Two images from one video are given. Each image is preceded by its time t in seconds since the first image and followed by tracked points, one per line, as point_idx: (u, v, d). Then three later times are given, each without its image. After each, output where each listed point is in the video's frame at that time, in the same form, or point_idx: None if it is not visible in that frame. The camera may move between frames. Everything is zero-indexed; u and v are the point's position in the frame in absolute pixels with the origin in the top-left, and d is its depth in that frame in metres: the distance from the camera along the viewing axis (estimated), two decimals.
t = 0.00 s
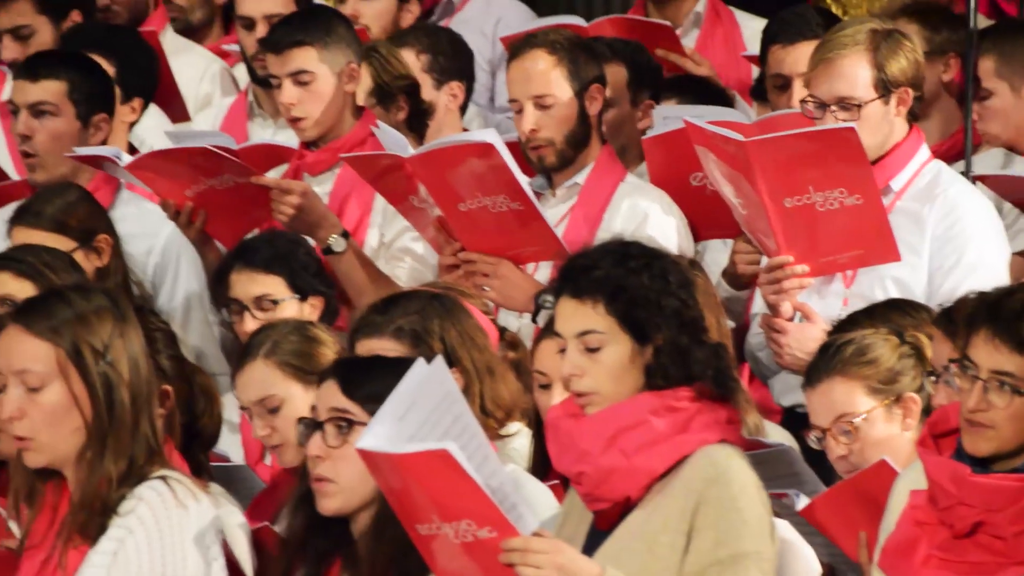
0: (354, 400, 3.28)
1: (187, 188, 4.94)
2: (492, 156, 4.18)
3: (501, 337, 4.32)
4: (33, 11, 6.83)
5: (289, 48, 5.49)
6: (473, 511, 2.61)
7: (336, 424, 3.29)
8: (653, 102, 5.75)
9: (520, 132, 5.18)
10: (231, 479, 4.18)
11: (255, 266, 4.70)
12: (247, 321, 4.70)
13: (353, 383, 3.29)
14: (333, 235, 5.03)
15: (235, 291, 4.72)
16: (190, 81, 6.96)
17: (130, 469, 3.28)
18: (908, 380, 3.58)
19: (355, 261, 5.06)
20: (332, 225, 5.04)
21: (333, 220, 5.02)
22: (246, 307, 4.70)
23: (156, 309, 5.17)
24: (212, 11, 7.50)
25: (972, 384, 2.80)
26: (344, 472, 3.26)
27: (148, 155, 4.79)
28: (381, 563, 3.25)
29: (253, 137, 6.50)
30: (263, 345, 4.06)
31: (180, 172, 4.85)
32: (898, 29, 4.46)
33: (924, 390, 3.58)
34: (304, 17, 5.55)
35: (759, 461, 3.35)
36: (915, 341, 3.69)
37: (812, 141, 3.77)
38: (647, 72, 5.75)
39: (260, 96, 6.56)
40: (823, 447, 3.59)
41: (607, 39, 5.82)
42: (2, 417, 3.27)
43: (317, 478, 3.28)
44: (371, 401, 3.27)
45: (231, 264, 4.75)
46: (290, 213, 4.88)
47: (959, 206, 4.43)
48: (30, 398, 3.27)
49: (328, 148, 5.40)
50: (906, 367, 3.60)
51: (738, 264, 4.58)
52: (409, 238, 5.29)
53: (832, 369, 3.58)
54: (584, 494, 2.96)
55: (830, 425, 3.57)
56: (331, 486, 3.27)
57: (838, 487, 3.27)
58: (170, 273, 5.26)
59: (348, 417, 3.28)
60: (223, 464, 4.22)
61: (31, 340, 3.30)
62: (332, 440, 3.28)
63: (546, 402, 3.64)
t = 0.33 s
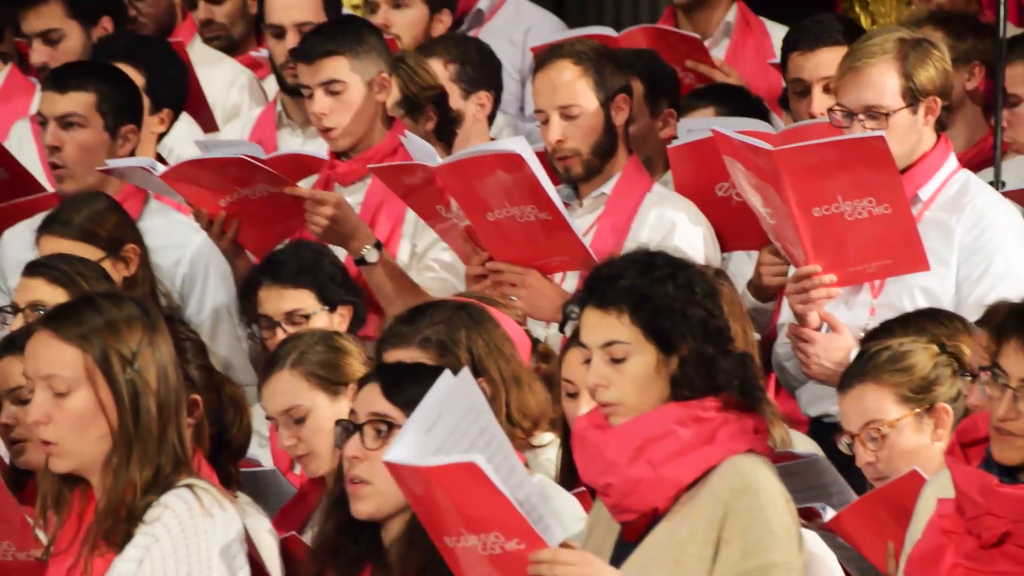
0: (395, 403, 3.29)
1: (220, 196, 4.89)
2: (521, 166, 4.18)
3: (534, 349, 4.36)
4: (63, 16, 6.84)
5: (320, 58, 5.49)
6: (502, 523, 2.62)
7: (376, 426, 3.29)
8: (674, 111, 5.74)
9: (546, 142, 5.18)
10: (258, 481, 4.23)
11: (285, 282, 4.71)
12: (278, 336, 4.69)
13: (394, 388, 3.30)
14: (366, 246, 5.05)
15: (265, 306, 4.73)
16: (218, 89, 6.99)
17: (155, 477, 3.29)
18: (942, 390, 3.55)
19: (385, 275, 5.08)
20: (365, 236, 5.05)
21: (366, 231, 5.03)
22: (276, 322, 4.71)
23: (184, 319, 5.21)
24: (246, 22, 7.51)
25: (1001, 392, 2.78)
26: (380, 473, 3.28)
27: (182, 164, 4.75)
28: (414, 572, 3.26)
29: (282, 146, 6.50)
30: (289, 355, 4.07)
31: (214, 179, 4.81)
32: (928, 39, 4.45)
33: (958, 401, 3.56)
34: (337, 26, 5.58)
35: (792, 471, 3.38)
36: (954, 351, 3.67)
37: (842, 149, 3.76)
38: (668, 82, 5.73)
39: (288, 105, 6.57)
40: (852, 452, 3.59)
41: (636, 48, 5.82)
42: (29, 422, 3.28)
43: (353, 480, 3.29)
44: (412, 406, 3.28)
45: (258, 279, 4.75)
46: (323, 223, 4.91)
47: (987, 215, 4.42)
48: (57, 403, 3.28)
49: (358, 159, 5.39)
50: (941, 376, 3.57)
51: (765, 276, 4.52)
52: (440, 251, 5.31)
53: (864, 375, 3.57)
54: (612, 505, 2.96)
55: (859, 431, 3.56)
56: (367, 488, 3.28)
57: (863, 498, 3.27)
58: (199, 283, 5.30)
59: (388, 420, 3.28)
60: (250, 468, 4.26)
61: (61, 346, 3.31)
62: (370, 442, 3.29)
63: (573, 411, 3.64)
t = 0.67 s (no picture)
0: (407, 430, 3.30)
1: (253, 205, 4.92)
2: (549, 176, 4.20)
3: (567, 358, 4.40)
4: (102, 15, 6.85)
5: (351, 69, 5.49)
6: (532, 543, 2.67)
7: (392, 456, 3.30)
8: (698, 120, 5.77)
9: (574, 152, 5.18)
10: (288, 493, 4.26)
11: (316, 296, 4.72)
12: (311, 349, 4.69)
13: (402, 409, 3.31)
14: (398, 255, 5.06)
15: (297, 320, 4.75)
16: (248, 99, 7.01)
17: (181, 486, 3.30)
18: (975, 399, 3.55)
19: (414, 284, 5.10)
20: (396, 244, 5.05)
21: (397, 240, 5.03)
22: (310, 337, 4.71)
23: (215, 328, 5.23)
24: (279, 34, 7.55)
25: None
26: (406, 498, 3.28)
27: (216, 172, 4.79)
28: None
29: (311, 156, 6.52)
30: (318, 363, 4.08)
31: (246, 186, 4.82)
32: (956, 48, 4.44)
33: (990, 411, 3.55)
34: (367, 37, 5.57)
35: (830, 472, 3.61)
36: (988, 360, 3.65)
37: (870, 157, 3.78)
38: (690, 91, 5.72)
39: (316, 116, 6.59)
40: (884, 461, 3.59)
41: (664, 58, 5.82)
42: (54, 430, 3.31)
43: (382, 510, 3.30)
44: (422, 424, 3.30)
45: (290, 292, 4.76)
46: (355, 232, 4.93)
47: (1015, 224, 4.44)
48: (82, 411, 3.31)
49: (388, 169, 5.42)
50: (974, 385, 3.57)
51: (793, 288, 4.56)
52: (470, 260, 5.33)
53: (896, 386, 3.57)
54: (638, 514, 2.96)
55: (891, 440, 3.56)
56: (397, 516, 3.29)
57: (896, 505, 3.29)
58: (229, 291, 5.33)
59: (403, 447, 3.29)
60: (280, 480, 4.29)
61: (86, 353, 3.33)
62: (390, 472, 3.30)
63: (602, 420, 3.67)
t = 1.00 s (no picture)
0: (430, 437, 3.31)
1: (280, 213, 4.94)
2: (580, 184, 4.21)
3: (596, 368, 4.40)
4: (140, 29, 6.83)
5: (373, 78, 5.51)
6: (563, 546, 2.82)
7: (412, 461, 3.31)
8: (725, 128, 5.75)
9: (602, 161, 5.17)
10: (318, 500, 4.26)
11: (348, 304, 4.69)
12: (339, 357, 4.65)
13: (426, 418, 3.33)
14: (425, 262, 5.09)
15: (326, 327, 4.71)
16: (275, 107, 7.06)
17: (203, 496, 3.30)
18: (1009, 408, 3.54)
19: (444, 291, 5.10)
20: (423, 252, 5.09)
21: (425, 247, 5.07)
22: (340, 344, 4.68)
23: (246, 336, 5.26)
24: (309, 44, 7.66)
25: None
26: (425, 506, 3.28)
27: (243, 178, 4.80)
28: None
29: (338, 165, 6.53)
30: (356, 362, 4.10)
31: (274, 193, 4.84)
32: (986, 57, 4.43)
33: None
34: (391, 46, 5.58)
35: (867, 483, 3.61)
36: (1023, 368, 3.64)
37: (898, 166, 3.77)
38: (717, 101, 5.71)
39: (343, 126, 6.60)
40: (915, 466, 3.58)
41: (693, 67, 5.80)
42: (76, 432, 3.33)
43: (400, 515, 3.30)
44: (446, 433, 3.31)
45: (320, 301, 4.73)
46: (382, 238, 4.94)
47: None
48: (104, 414, 3.33)
49: (414, 177, 5.41)
50: (1008, 393, 3.55)
51: (821, 298, 4.63)
52: (498, 266, 5.33)
53: (929, 392, 3.56)
54: (667, 521, 2.97)
55: (922, 446, 3.56)
56: (414, 522, 3.28)
57: (923, 513, 3.30)
58: (259, 300, 5.36)
59: (424, 453, 3.31)
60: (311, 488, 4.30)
61: (114, 359, 3.36)
62: (409, 477, 3.30)
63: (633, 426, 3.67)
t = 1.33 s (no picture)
0: (466, 441, 3.34)
1: (307, 219, 4.96)
2: (614, 188, 4.23)
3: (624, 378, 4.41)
4: (168, 40, 6.79)
5: (399, 85, 5.49)
6: (591, 552, 2.92)
7: (448, 466, 3.34)
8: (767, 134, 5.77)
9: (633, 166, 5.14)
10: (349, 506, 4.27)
11: (378, 308, 4.68)
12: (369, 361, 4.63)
13: (462, 422, 3.36)
14: (450, 269, 5.03)
15: (357, 331, 4.70)
16: (302, 115, 7.09)
17: (231, 502, 3.32)
18: None
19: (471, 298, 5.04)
20: (449, 260, 5.04)
21: (450, 255, 5.02)
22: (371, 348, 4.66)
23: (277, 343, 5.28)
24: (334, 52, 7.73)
25: None
26: (458, 511, 3.31)
27: (269, 188, 4.82)
28: None
29: (365, 172, 6.55)
30: (404, 355, 4.08)
31: (300, 205, 4.88)
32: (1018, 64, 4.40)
33: None
34: (415, 55, 5.60)
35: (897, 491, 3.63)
36: None
37: (926, 173, 3.76)
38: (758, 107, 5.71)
39: (369, 133, 6.63)
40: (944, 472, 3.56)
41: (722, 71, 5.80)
42: (101, 439, 3.34)
43: (435, 520, 3.33)
44: (482, 438, 3.34)
45: (352, 305, 4.73)
46: (407, 247, 4.94)
47: None
48: (130, 421, 3.34)
49: (443, 183, 5.42)
50: None
51: (851, 309, 4.64)
52: (524, 274, 5.33)
53: (960, 397, 3.55)
54: (699, 527, 3.19)
55: (951, 452, 3.54)
56: (448, 527, 3.32)
57: (950, 518, 3.30)
58: (289, 308, 5.37)
59: (460, 459, 3.33)
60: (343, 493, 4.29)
61: (140, 367, 3.37)
62: (444, 482, 3.33)
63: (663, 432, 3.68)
